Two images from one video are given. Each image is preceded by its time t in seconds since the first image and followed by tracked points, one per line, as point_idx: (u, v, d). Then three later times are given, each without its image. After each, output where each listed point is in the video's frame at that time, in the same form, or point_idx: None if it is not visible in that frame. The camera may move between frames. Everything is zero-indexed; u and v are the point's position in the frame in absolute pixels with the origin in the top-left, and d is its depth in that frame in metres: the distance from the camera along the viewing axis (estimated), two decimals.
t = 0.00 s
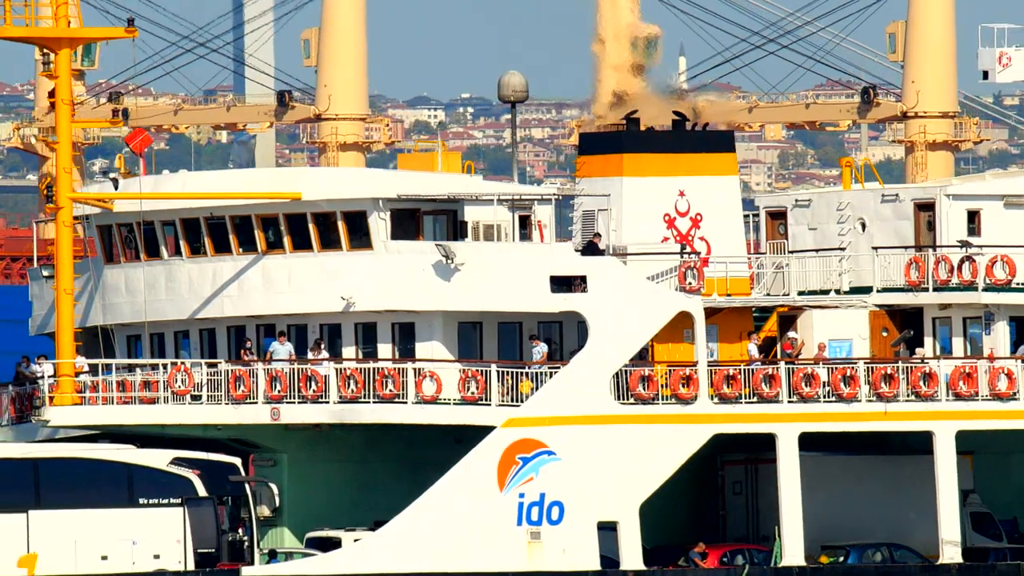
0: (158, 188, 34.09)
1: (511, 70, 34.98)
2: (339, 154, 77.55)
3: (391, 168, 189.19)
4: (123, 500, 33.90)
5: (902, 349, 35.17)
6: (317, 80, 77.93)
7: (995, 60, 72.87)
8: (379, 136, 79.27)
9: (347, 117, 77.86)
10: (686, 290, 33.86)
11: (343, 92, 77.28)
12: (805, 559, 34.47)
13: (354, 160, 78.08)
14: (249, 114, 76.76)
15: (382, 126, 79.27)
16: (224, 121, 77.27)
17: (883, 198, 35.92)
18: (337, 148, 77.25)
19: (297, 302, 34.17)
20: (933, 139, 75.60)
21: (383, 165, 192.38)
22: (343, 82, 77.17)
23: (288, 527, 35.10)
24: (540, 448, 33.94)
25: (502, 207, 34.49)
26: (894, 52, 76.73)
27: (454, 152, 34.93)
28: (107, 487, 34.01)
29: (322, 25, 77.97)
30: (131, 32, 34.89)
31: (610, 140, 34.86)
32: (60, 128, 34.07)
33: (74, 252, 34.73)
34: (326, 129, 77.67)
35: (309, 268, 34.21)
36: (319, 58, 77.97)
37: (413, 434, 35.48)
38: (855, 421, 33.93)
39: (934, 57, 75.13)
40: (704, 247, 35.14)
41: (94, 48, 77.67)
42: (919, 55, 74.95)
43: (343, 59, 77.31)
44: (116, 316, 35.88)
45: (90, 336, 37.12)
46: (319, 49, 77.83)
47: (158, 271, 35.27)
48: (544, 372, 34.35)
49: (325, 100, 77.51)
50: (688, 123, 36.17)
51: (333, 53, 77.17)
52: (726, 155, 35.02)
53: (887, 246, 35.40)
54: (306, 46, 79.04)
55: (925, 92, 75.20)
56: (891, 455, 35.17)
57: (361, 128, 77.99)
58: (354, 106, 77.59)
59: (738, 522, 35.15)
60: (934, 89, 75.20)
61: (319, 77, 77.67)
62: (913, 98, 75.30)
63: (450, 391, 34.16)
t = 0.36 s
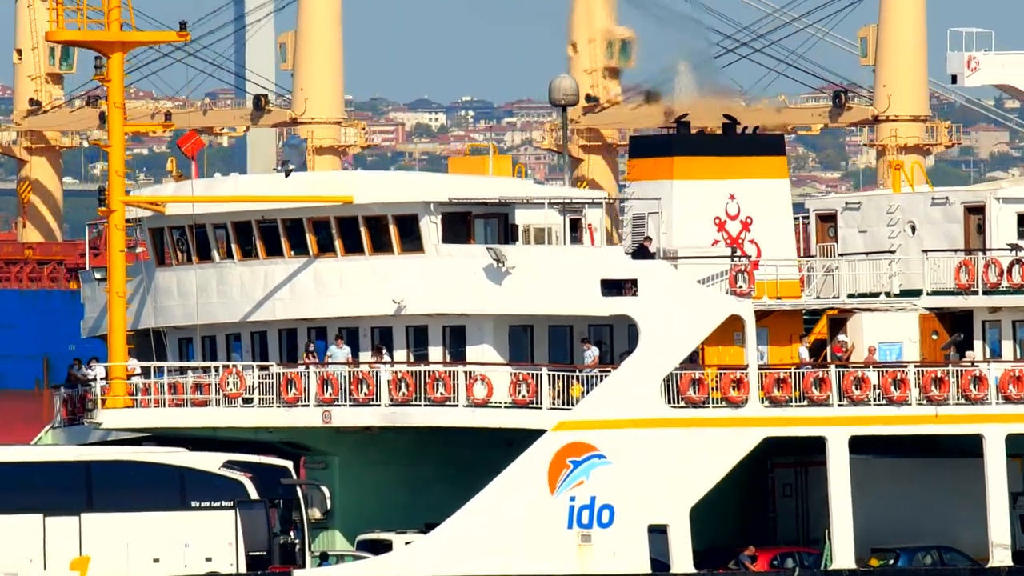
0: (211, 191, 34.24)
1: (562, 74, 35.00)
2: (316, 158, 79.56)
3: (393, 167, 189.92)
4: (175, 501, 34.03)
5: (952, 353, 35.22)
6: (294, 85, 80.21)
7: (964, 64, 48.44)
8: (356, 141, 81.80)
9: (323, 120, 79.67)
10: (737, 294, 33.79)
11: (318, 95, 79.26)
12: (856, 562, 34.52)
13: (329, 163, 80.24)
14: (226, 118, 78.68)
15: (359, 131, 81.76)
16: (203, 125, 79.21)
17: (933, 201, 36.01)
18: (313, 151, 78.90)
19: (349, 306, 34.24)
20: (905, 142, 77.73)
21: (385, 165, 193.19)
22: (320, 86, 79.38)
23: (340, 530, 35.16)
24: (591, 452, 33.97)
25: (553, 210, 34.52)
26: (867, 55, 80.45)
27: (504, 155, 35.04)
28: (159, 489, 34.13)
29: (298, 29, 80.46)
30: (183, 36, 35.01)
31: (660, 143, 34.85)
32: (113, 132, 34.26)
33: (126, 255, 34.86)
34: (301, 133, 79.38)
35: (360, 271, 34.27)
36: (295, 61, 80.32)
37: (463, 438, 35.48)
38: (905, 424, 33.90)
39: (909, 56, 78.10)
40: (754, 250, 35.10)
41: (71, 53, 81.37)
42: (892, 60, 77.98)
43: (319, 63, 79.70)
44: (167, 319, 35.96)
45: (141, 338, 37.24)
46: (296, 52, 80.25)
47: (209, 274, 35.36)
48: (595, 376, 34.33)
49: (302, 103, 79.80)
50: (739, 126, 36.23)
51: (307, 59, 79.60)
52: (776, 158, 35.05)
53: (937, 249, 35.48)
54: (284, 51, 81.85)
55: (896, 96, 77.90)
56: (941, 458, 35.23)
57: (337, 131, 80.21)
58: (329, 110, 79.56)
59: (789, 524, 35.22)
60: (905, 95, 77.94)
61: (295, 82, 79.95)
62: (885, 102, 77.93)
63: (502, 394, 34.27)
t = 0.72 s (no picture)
0: (261, 191, 34.37)
1: (611, 74, 35.12)
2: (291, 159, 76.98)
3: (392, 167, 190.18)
4: (226, 500, 34.19)
5: (1000, 353, 35.27)
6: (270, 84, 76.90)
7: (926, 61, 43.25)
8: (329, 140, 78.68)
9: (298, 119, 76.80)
10: (786, 293, 33.82)
11: (290, 93, 76.27)
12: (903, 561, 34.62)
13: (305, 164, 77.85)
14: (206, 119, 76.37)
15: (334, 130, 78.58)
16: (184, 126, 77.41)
17: (981, 200, 36.10)
18: (287, 152, 76.38)
19: (398, 305, 34.32)
20: (874, 143, 74.89)
21: (385, 164, 193.51)
22: (297, 88, 76.06)
23: (390, 529, 35.24)
24: (640, 451, 34.02)
25: (603, 210, 34.57)
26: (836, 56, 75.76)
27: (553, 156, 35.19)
28: (211, 488, 34.30)
29: (274, 26, 76.41)
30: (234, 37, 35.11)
31: (709, 143, 35.03)
32: (163, 131, 34.39)
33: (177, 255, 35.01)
34: (275, 133, 76.70)
35: (410, 271, 34.34)
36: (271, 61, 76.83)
37: (511, 437, 35.58)
38: (954, 424, 33.94)
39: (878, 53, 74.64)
40: (802, 249, 35.18)
41: (50, 54, 79.72)
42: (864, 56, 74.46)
43: (296, 59, 76.00)
44: (216, 318, 36.08)
45: (191, 338, 37.39)
46: (271, 50, 76.33)
47: (259, 273, 35.48)
48: (644, 376, 34.31)
49: (277, 103, 76.56)
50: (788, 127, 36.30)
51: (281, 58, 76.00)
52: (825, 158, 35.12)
53: (985, 249, 35.63)
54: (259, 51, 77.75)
55: (867, 96, 74.93)
56: (987, 457, 35.38)
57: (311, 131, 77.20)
58: (304, 110, 76.51)
59: (837, 524, 35.33)
60: (875, 94, 74.96)
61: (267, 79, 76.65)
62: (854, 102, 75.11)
63: (552, 394, 34.36)
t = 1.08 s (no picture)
0: (310, 191, 34.49)
1: (658, 75, 35.19)
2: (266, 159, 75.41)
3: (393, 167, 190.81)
4: (275, 500, 34.30)
5: None
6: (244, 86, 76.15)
7: (896, 65, 62.68)
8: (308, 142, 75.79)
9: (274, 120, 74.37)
10: (833, 293, 33.90)
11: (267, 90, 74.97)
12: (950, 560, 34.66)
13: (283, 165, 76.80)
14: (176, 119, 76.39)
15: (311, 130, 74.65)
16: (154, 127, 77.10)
17: None
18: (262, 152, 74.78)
19: (447, 305, 34.39)
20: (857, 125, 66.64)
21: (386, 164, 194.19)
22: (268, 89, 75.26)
23: (438, 529, 35.36)
24: (687, 451, 34.07)
25: (651, 210, 34.60)
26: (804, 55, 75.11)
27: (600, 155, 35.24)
28: (260, 488, 34.43)
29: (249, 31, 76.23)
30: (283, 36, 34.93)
31: (757, 143, 35.17)
32: (213, 132, 34.56)
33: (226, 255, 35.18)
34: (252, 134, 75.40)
35: (459, 272, 34.44)
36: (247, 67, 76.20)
37: (558, 437, 35.63)
38: (1001, 423, 34.00)
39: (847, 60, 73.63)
40: (850, 250, 35.34)
41: (26, 54, 79.74)
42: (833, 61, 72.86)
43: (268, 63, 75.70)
44: (265, 318, 36.22)
45: (241, 336, 37.56)
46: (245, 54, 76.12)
47: (308, 273, 35.62)
48: (691, 376, 34.41)
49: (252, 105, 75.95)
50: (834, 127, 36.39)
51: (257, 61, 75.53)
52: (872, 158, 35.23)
53: None
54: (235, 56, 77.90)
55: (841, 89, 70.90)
56: None
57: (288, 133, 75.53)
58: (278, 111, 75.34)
59: (884, 523, 35.41)
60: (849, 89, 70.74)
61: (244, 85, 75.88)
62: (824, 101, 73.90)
63: (599, 393, 34.43)
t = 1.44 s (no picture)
0: (357, 192, 34.53)
1: (706, 76, 35.32)
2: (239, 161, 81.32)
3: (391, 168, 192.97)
4: (324, 500, 34.46)
5: None
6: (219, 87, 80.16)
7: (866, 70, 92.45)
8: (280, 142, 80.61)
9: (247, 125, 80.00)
10: (880, 293, 34.04)
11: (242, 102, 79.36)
12: (997, 560, 34.77)
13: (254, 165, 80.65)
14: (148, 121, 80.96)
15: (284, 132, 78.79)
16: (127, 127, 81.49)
17: None
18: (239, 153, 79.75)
19: (495, 305, 34.49)
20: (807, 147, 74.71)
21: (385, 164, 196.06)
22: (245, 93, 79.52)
23: (486, 529, 35.47)
24: (735, 451, 34.11)
25: (698, 210, 34.63)
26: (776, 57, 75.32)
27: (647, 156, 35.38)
28: (308, 488, 34.56)
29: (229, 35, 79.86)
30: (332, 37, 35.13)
31: (805, 143, 35.42)
32: (261, 132, 34.63)
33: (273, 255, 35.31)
34: (226, 135, 80.45)
35: (507, 272, 34.51)
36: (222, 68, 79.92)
37: (605, 438, 35.63)
38: None
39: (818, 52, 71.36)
40: (896, 250, 35.44)
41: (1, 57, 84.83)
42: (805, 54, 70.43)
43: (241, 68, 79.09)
44: (313, 318, 36.33)
45: (289, 337, 37.77)
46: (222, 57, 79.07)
47: (356, 273, 35.70)
48: (739, 376, 34.48)
49: (225, 105, 80.00)
50: (882, 127, 36.40)
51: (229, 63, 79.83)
52: (919, 158, 35.39)
53: None
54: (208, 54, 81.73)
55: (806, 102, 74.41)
56: None
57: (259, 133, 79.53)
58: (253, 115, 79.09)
59: (930, 524, 35.57)
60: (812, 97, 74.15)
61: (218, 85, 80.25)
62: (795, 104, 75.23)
63: (647, 394, 34.46)
